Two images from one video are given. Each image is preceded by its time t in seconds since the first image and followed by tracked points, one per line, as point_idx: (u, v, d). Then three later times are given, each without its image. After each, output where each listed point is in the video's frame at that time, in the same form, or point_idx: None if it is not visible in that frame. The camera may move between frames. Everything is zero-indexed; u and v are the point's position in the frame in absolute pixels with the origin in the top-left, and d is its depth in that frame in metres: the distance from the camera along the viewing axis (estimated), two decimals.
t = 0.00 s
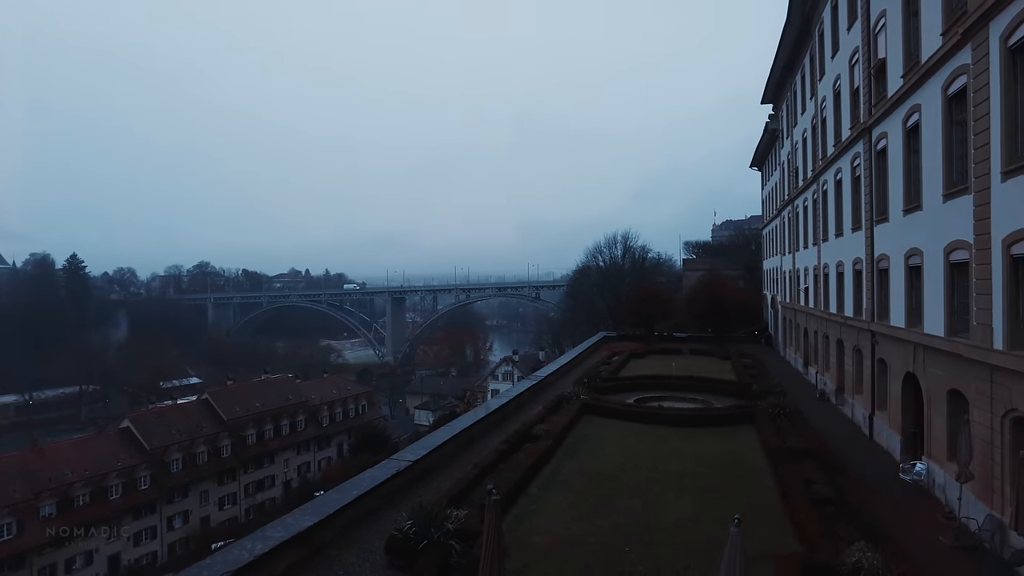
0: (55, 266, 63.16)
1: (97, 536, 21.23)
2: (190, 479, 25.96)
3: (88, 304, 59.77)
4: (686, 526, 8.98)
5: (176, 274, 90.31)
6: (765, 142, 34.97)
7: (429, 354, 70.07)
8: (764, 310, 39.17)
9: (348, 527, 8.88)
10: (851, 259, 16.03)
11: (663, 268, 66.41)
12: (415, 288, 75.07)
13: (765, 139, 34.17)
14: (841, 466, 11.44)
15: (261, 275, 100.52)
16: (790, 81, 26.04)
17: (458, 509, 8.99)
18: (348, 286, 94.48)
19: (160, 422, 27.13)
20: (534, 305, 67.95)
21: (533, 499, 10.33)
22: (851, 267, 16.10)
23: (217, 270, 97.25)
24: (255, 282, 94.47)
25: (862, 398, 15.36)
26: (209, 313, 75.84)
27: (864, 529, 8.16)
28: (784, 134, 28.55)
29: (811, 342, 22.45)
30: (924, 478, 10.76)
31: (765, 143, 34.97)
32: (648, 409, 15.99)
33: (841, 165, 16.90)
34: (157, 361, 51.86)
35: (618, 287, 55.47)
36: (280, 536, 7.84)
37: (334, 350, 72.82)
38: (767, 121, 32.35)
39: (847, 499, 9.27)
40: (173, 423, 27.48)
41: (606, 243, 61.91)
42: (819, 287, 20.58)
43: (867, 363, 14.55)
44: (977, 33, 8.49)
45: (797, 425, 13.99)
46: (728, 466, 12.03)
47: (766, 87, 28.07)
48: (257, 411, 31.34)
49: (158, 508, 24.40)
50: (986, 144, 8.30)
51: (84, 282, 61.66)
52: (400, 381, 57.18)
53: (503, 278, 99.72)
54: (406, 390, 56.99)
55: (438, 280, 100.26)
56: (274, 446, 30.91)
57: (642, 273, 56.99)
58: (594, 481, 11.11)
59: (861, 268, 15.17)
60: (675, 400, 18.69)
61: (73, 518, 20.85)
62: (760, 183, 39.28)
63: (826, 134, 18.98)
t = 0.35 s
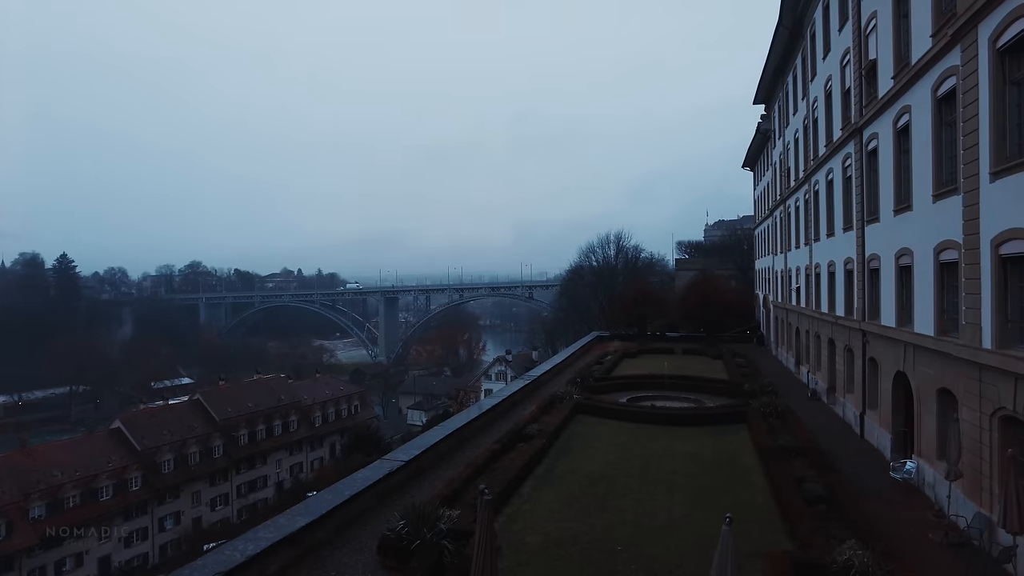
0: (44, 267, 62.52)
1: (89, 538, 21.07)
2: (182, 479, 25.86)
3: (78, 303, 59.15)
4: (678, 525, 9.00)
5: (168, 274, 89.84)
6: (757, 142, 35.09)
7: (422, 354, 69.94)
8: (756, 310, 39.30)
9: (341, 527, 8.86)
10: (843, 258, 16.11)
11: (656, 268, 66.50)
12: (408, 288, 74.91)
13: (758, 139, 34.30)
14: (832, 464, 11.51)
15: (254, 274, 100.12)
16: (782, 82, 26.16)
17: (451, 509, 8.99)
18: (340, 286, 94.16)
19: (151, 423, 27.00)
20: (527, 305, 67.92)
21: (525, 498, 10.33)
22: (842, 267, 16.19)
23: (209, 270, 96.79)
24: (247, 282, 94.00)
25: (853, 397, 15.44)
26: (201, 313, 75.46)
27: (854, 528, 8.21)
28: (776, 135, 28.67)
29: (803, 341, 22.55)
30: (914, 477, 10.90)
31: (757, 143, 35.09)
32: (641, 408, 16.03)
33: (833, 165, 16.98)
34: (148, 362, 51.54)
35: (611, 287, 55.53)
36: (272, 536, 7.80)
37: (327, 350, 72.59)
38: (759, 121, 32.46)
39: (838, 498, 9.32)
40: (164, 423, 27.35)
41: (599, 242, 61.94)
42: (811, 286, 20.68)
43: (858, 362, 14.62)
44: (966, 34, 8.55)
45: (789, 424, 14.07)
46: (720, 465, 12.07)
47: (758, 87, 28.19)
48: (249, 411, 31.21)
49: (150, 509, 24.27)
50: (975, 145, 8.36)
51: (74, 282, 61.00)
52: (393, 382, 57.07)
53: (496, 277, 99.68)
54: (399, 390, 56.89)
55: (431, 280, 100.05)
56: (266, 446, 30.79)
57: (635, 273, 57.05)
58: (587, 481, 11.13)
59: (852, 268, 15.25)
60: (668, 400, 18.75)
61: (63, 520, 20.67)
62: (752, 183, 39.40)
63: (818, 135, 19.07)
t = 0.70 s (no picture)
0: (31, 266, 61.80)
1: (77, 540, 20.87)
2: (171, 480, 25.68)
3: (66, 302, 58.55)
4: (669, 525, 9.03)
5: (157, 274, 89.19)
6: (748, 143, 35.22)
7: (414, 354, 69.77)
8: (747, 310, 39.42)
9: (332, 528, 8.82)
10: (833, 259, 16.21)
11: (647, 268, 66.59)
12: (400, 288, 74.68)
13: (749, 139, 34.43)
14: (823, 463, 11.57)
15: (244, 274, 99.56)
16: (773, 83, 26.28)
17: (442, 509, 8.98)
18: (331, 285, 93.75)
19: (140, 424, 26.80)
20: (519, 305, 67.87)
21: (517, 498, 10.33)
22: (832, 267, 16.28)
23: (198, 269, 96.15)
24: (238, 282, 93.49)
25: (844, 396, 15.51)
26: (190, 313, 74.96)
27: (844, 526, 8.25)
28: (767, 135, 28.79)
29: (793, 341, 22.67)
30: (903, 475, 10.99)
31: (748, 143, 35.22)
32: (632, 408, 16.05)
33: (823, 166, 17.07)
34: (137, 362, 51.13)
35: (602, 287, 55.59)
36: (262, 538, 7.75)
37: (318, 350, 72.28)
38: (750, 122, 32.58)
39: (829, 497, 9.37)
40: (153, 424, 27.16)
41: (591, 242, 61.97)
42: (801, 286, 20.77)
43: (848, 362, 14.70)
44: (954, 36, 8.62)
45: (780, 423, 14.13)
46: (712, 464, 12.10)
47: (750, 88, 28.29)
48: (239, 412, 31.04)
49: (138, 510, 24.09)
50: (964, 146, 8.42)
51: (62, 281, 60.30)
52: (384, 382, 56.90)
53: (488, 277, 99.61)
54: (391, 391, 56.73)
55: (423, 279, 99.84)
56: (256, 447, 30.62)
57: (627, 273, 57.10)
58: (579, 480, 11.15)
59: (842, 267, 15.33)
60: (659, 399, 18.79)
61: (51, 522, 20.46)
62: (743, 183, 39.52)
63: (808, 136, 19.17)
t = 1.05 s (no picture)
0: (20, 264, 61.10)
1: (68, 541, 20.77)
2: (163, 481, 25.57)
3: (55, 302, 58.13)
4: (662, 524, 9.05)
5: (148, 273, 88.70)
6: (740, 143, 35.36)
7: (407, 354, 69.68)
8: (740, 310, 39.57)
9: (325, 528, 8.80)
10: (825, 259, 16.29)
11: (640, 268, 66.73)
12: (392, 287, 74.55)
13: (741, 140, 34.58)
14: (815, 462, 11.64)
15: (236, 274, 99.14)
16: (765, 83, 26.42)
17: (435, 509, 8.98)
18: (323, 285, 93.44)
19: (131, 424, 26.67)
20: (512, 305, 67.90)
21: (510, 498, 10.33)
22: (823, 267, 16.37)
23: (190, 269, 95.66)
24: (230, 282, 93.06)
25: (835, 395, 15.60)
26: (182, 312, 74.62)
27: (835, 525, 8.30)
28: (759, 136, 28.92)
29: (785, 340, 22.77)
30: (894, 474, 11.04)
31: (740, 143, 35.36)
32: (625, 407, 16.09)
33: (815, 166, 17.16)
34: (129, 363, 50.86)
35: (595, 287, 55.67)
36: (254, 539, 7.71)
37: (311, 351, 72.09)
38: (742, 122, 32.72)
39: (820, 496, 9.43)
40: (145, 425, 27.03)
41: (584, 242, 62.02)
42: (793, 285, 20.87)
43: (840, 361, 14.77)
44: (945, 38, 8.67)
45: (772, 422, 14.21)
46: (704, 463, 12.16)
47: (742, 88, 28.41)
48: (231, 412, 30.92)
49: (130, 512, 23.97)
50: (953, 148, 8.49)
51: (51, 280, 59.66)
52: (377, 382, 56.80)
53: (481, 277, 99.49)
54: (384, 391, 56.63)
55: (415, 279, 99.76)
56: (248, 447, 30.50)
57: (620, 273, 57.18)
58: (572, 480, 11.16)
59: (834, 267, 15.43)
60: (651, 399, 18.85)
61: (41, 524, 20.34)
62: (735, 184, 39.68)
63: (800, 136, 19.26)
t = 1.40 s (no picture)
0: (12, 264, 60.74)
1: (61, 542, 20.69)
2: (156, 482, 25.48)
3: (48, 301, 57.87)
4: (657, 524, 9.07)
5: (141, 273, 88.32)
6: (734, 143, 35.44)
7: (402, 353, 69.56)
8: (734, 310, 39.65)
9: (319, 528, 8.78)
10: (819, 259, 16.36)
11: (635, 268, 66.85)
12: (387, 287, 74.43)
13: (735, 140, 34.66)
14: (809, 462, 11.68)
15: (230, 274, 98.78)
16: (759, 83, 26.48)
17: (430, 509, 8.97)
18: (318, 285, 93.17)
19: (124, 424, 26.55)
20: (507, 305, 67.86)
21: (505, 498, 10.34)
22: (817, 267, 16.43)
23: (184, 269, 95.24)
24: (224, 282, 92.70)
25: (829, 395, 15.65)
26: (176, 313, 74.34)
27: (829, 524, 8.34)
28: (754, 136, 28.99)
29: (779, 340, 22.84)
30: (887, 473, 11.10)
31: (735, 143, 35.44)
32: (620, 407, 16.11)
33: (809, 167, 17.23)
34: (122, 363, 50.66)
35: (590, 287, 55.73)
36: (248, 539, 7.69)
37: (305, 351, 71.91)
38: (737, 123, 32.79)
39: (814, 495, 9.47)
40: (139, 425, 26.92)
41: (579, 242, 62.02)
42: (788, 285, 20.92)
43: (834, 361, 14.84)
44: (937, 39, 8.71)
45: (766, 422, 14.26)
46: (698, 463, 12.20)
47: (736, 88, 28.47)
48: (225, 413, 30.82)
49: (123, 513, 23.88)
50: (945, 149, 8.53)
51: (44, 281, 59.50)
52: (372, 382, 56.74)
53: (476, 277, 99.39)
54: (379, 391, 56.53)
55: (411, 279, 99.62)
56: (242, 447, 30.40)
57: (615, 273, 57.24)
58: (567, 480, 11.17)
59: (827, 267, 15.47)
60: (646, 399, 18.88)
61: (33, 525, 20.24)
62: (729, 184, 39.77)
63: (794, 136, 19.32)
